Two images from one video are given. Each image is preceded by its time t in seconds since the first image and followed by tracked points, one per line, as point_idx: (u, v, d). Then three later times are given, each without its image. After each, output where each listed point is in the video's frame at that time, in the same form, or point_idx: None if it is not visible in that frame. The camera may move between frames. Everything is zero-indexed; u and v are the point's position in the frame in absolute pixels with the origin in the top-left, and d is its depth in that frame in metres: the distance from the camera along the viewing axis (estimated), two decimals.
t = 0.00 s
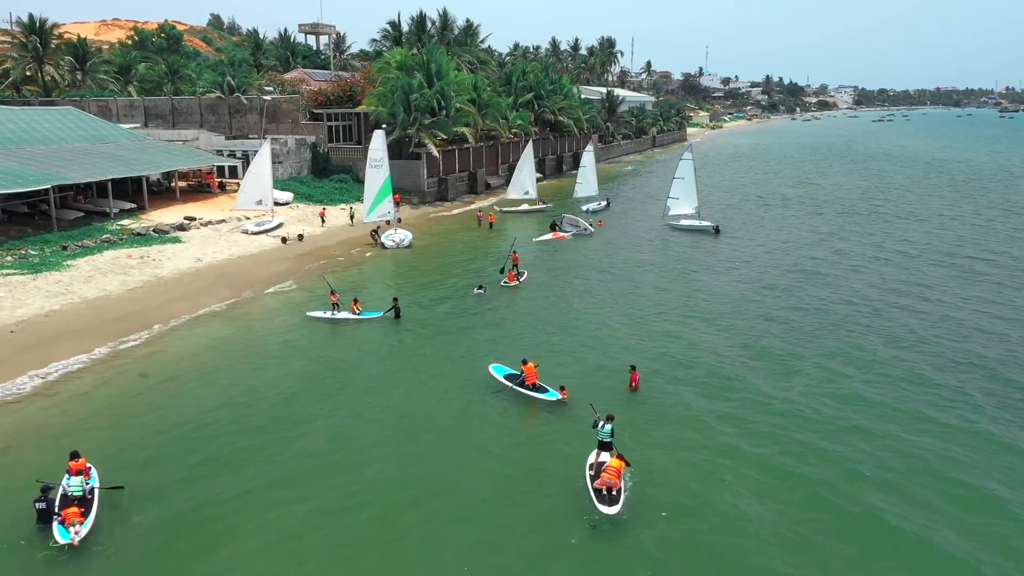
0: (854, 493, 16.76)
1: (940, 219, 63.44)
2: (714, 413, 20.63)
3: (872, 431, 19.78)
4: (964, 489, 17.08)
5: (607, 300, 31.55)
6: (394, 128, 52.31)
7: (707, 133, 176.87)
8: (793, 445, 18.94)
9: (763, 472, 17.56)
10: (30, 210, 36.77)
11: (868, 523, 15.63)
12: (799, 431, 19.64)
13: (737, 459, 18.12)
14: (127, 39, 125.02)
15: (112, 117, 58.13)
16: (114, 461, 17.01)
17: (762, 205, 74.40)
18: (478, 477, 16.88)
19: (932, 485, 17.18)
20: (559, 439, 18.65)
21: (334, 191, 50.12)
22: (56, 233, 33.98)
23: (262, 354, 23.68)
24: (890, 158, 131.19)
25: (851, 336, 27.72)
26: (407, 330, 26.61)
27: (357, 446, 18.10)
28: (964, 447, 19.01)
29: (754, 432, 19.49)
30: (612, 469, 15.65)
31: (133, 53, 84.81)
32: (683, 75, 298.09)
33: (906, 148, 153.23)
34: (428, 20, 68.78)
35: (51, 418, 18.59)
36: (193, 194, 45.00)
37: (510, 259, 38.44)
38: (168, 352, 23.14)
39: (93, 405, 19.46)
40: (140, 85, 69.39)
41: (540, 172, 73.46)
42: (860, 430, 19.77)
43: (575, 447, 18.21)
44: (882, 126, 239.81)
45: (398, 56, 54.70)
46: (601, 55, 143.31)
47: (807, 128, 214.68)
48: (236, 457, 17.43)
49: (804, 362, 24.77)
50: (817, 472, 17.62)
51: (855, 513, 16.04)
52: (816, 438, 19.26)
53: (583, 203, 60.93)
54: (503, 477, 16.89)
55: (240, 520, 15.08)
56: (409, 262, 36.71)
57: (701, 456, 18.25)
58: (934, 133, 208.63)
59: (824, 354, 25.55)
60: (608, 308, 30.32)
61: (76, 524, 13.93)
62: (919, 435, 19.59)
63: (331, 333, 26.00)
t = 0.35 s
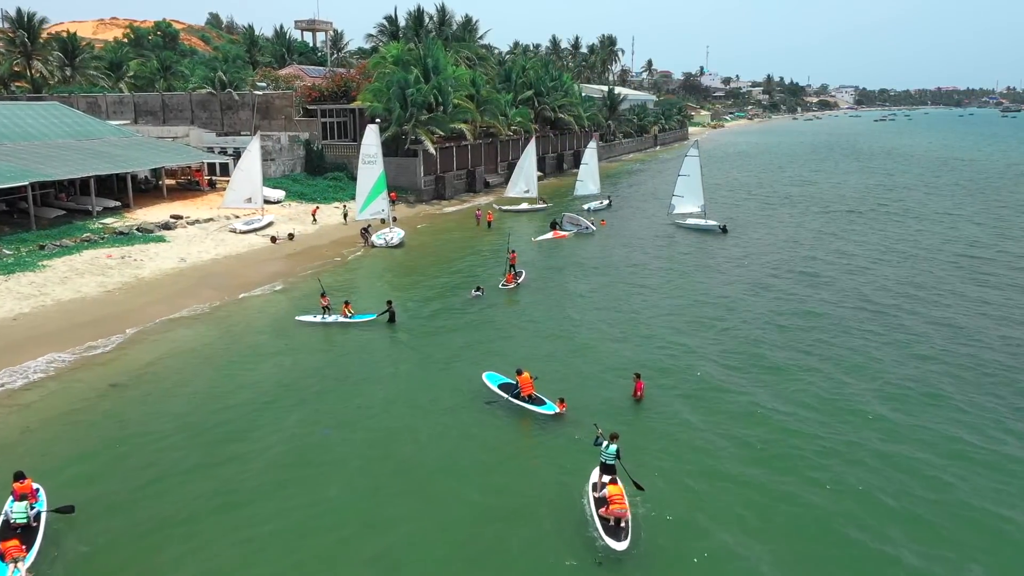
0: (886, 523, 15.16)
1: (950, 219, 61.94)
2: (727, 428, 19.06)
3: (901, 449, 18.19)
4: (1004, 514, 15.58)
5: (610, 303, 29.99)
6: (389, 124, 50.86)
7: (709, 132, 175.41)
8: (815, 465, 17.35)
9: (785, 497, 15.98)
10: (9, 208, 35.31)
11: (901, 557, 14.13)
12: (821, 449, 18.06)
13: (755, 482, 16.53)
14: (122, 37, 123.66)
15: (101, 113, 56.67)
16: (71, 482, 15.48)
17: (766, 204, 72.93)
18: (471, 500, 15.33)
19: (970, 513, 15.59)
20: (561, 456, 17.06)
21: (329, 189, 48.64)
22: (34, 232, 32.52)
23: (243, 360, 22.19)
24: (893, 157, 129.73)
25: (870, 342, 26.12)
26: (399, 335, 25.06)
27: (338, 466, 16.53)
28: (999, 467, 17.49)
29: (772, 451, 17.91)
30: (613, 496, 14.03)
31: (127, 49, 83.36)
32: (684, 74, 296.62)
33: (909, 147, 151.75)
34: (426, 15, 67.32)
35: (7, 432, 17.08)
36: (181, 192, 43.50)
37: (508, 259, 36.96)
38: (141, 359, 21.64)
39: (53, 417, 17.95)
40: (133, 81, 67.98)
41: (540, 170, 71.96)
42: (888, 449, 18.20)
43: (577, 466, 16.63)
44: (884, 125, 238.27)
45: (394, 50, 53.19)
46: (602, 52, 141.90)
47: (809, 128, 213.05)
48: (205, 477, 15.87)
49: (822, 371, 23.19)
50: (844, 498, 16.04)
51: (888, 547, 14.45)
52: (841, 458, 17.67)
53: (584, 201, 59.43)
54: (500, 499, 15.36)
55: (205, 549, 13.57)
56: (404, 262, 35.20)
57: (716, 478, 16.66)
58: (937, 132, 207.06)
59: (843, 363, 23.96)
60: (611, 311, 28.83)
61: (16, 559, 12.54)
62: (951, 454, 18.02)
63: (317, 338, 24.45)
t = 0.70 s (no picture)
0: (924, 555, 13.65)
1: (959, 218, 60.47)
2: (743, 443, 17.55)
3: (933, 469, 16.69)
4: None
5: (614, 306, 28.49)
6: (384, 120, 49.42)
7: (710, 131, 174.03)
8: (840, 486, 15.88)
9: (810, 524, 14.49)
10: None
11: None
12: (847, 469, 16.55)
13: (776, 507, 15.02)
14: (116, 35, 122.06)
15: (89, 109, 55.25)
16: (20, 504, 14.00)
17: (770, 203, 71.50)
18: (462, 525, 13.84)
19: (1012, 541, 14.13)
20: (562, 477, 15.55)
21: (322, 187, 47.21)
22: (10, 230, 31.08)
23: (221, 366, 20.74)
24: (898, 155, 128.32)
25: (890, 349, 24.61)
26: (390, 340, 23.54)
27: (319, 487, 15.01)
28: None
29: (793, 471, 16.40)
30: (615, 525, 12.46)
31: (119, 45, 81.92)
32: (685, 74, 295.56)
33: (913, 146, 150.29)
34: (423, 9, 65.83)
35: None
36: (169, 190, 42.03)
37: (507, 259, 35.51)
38: (111, 365, 20.19)
39: (8, 429, 16.51)
40: (123, 77, 66.51)
41: (540, 168, 70.51)
42: (919, 468, 16.68)
43: (581, 488, 15.12)
44: (887, 124, 237.09)
45: (389, 45, 51.73)
46: (603, 50, 140.37)
47: (811, 127, 211.55)
48: (171, 499, 14.37)
49: (841, 382, 21.69)
50: (874, 523, 14.56)
51: None
52: (869, 479, 16.16)
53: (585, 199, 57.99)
54: (494, 524, 13.89)
55: None
56: (398, 262, 33.75)
57: (734, 502, 15.14)
58: (941, 132, 205.88)
59: (863, 372, 22.45)
60: (615, 314, 27.37)
61: None
62: (985, 473, 16.57)
63: (303, 343, 22.94)
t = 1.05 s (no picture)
0: None
1: (971, 215, 58.91)
2: (768, 458, 15.93)
3: (979, 485, 15.06)
4: None
5: (619, 306, 26.92)
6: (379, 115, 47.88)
7: (712, 131, 172.50)
8: (875, 506, 14.28)
9: (844, 551, 12.90)
10: None
11: None
12: (888, 487, 14.89)
13: (811, 533, 13.37)
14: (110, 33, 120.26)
15: (76, 105, 53.68)
16: None
17: (776, 201, 69.93)
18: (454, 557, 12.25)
19: None
20: (569, 503, 13.88)
21: (315, 185, 45.63)
22: None
23: (196, 374, 19.14)
24: (902, 154, 126.79)
25: (917, 350, 23.01)
26: (380, 345, 21.95)
27: (296, 512, 13.37)
28: None
29: (827, 491, 14.73)
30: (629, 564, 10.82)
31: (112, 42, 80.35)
32: (685, 74, 294.29)
33: (916, 145, 148.72)
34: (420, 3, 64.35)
35: None
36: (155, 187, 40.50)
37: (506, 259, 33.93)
38: (75, 374, 18.60)
39: None
40: (113, 74, 64.96)
41: (540, 166, 68.98)
42: (964, 486, 15.06)
43: (592, 515, 13.46)
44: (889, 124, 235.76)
45: (384, 38, 50.23)
46: (604, 49, 138.81)
47: (813, 126, 209.95)
48: (125, 528, 12.78)
49: (869, 386, 20.05)
50: (916, 550, 12.96)
51: None
52: (910, 499, 14.51)
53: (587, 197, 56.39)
54: (489, 557, 12.28)
55: None
56: (391, 261, 32.17)
57: (764, 530, 13.47)
58: (944, 130, 204.50)
59: (892, 374, 20.82)
60: (621, 315, 25.75)
61: None
62: None
63: (287, 348, 21.33)
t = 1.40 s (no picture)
0: None
1: (982, 214, 57.37)
2: (796, 481, 14.34)
3: None
4: None
5: (625, 310, 25.34)
6: (374, 111, 46.38)
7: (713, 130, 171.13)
8: (913, 538, 12.70)
9: None
10: None
11: None
12: (929, 517, 13.26)
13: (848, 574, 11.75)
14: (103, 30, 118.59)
15: (63, 100, 52.19)
16: None
17: (781, 200, 68.37)
18: None
19: None
20: (576, 536, 12.32)
21: (307, 182, 44.11)
22: None
23: (167, 385, 17.58)
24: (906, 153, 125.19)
25: (946, 357, 21.43)
26: (369, 352, 20.37)
27: (264, 547, 11.81)
28: None
29: (865, 520, 13.13)
30: None
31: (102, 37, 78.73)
32: (686, 73, 292.99)
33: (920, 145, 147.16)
34: None
35: None
36: (139, 185, 38.94)
37: (504, 259, 32.40)
38: (32, 386, 17.06)
39: None
40: (103, 69, 63.52)
41: (540, 164, 67.52)
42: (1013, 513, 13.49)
43: (603, 551, 11.87)
44: (890, 123, 234.38)
45: (379, 32, 48.60)
46: (604, 47, 137.26)
47: (815, 125, 208.38)
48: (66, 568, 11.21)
49: (899, 397, 18.45)
50: None
51: None
52: (953, 530, 12.92)
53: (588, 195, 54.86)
54: None
55: None
56: (384, 262, 30.61)
57: (800, 568, 11.88)
58: (947, 129, 203.21)
59: (923, 385, 19.23)
60: (627, 319, 24.22)
61: None
62: None
63: (267, 356, 19.75)
